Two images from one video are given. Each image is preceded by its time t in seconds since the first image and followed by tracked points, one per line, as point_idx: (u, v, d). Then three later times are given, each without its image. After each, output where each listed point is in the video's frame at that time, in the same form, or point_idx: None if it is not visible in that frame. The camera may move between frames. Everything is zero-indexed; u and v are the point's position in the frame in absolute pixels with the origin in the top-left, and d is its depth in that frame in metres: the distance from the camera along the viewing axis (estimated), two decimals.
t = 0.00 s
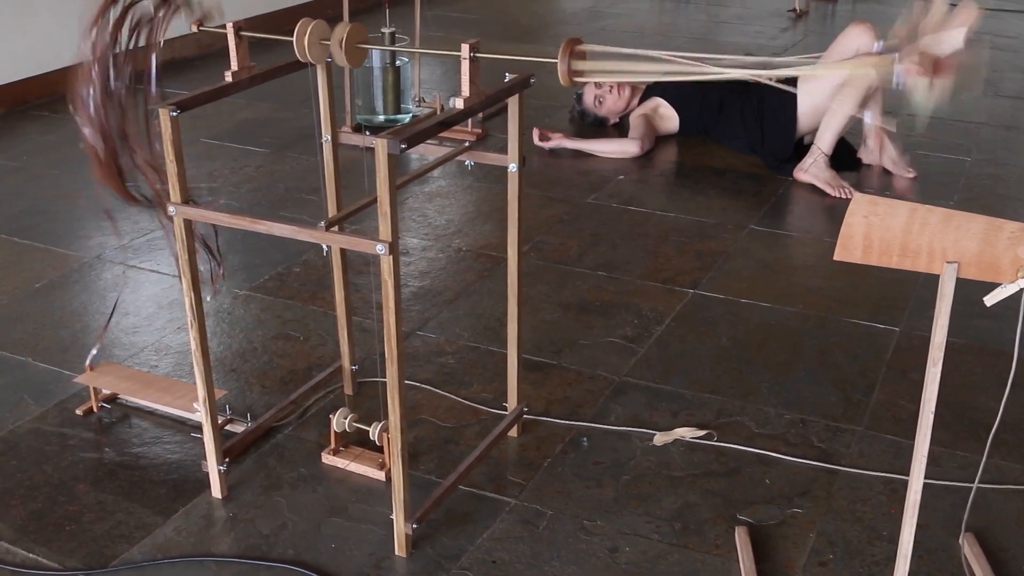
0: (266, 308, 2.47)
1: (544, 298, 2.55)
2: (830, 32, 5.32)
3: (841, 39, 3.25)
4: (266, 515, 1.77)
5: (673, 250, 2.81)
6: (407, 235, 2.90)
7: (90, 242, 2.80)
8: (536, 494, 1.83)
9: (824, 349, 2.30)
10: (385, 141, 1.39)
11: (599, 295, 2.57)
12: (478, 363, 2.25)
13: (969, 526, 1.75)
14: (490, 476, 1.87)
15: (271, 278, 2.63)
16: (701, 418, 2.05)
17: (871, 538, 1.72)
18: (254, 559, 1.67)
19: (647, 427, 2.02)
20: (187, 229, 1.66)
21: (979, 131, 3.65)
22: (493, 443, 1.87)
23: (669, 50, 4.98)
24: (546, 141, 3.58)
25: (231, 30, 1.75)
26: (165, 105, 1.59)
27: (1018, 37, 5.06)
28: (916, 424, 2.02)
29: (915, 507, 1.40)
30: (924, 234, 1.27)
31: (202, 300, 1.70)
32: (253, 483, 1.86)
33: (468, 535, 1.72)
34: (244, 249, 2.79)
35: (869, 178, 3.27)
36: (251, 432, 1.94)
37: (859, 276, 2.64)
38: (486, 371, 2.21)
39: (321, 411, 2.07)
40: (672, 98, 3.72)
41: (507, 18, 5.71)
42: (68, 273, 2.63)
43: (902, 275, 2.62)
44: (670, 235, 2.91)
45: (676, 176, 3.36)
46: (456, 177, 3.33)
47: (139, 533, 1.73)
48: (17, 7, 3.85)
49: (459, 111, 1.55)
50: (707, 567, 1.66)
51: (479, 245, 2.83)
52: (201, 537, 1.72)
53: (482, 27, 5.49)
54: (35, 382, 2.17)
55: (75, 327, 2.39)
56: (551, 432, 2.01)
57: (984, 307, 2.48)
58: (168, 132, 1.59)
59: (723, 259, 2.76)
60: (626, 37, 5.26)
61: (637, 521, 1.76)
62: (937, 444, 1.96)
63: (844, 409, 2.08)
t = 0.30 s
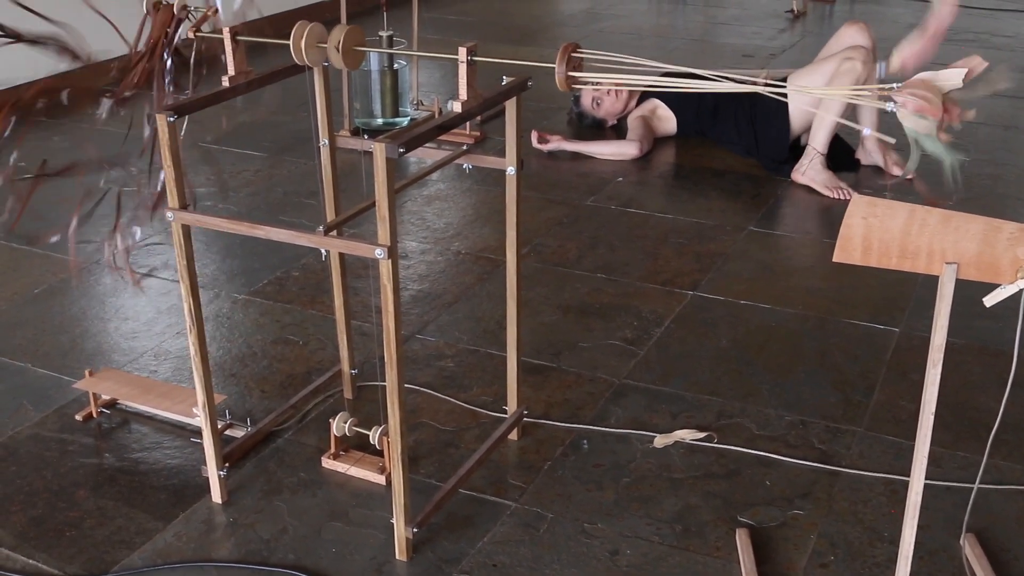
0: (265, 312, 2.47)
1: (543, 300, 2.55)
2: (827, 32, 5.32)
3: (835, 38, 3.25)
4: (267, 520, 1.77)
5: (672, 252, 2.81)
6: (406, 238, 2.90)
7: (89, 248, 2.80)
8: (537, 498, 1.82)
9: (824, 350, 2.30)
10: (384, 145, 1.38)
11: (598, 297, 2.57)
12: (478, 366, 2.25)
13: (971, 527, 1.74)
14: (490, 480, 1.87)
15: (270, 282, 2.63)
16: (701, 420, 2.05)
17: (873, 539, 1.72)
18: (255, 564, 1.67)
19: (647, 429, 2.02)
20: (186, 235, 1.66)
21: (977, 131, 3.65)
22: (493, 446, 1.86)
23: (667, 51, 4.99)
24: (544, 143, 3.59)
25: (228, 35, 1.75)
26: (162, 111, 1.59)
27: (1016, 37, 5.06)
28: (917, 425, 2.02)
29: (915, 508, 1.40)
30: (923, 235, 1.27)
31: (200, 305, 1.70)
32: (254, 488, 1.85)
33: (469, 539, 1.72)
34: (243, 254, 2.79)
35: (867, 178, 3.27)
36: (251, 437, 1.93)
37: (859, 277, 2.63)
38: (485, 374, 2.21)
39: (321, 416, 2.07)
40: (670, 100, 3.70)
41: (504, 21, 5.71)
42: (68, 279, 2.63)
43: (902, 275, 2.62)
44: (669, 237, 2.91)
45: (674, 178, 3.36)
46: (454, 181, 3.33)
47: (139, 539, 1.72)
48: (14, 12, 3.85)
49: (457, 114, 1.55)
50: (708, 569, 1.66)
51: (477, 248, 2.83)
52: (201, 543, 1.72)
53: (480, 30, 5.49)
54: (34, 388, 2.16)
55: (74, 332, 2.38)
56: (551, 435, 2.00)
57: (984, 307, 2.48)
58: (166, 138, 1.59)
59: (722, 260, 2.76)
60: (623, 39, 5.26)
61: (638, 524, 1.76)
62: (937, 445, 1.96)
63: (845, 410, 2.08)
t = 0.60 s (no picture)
0: (265, 316, 2.47)
1: (544, 303, 2.55)
2: (827, 35, 5.33)
3: (841, 41, 3.25)
4: (268, 523, 1.77)
5: (673, 255, 2.81)
6: (406, 242, 2.90)
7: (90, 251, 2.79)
8: (538, 501, 1.82)
9: (825, 353, 2.30)
10: (384, 149, 1.39)
11: (599, 300, 2.57)
12: (478, 369, 2.25)
13: (972, 529, 1.74)
14: (491, 483, 1.87)
15: (270, 285, 2.63)
16: (702, 423, 2.05)
17: (874, 542, 1.72)
18: (256, 567, 1.67)
19: (648, 433, 2.02)
20: (186, 239, 1.67)
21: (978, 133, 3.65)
22: (493, 450, 1.86)
23: (667, 54, 4.99)
24: (544, 146, 3.59)
25: (229, 38, 1.75)
26: (163, 114, 1.59)
27: (1016, 39, 5.06)
28: (918, 427, 2.02)
29: (918, 511, 1.40)
30: (924, 238, 1.28)
31: (201, 308, 1.70)
32: (254, 491, 1.85)
33: (470, 542, 1.72)
34: (243, 257, 2.79)
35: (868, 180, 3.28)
36: (251, 440, 1.93)
37: (859, 279, 2.64)
38: (486, 378, 2.21)
39: (321, 419, 2.07)
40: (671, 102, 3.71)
41: (504, 23, 5.72)
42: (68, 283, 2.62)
43: (903, 278, 2.62)
44: (670, 240, 2.91)
45: (674, 181, 3.36)
46: (455, 184, 3.33)
47: (139, 543, 1.72)
48: (15, 15, 3.86)
49: (457, 118, 1.55)
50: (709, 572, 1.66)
51: (478, 251, 2.83)
52: (202, 546, 1.72)
53: (479, 33, 5.49)
54: (34, 392, 2.16)
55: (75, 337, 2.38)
56: (552, 438, 2.00)
57: (985, 309, 2.47)
58: (167, 141, 1.59)
59: (723, 263, 2.76)
60: (623, 42, 5.27)
61: (639, 527, 1.76)
62: (938, 447, 1.96)
63: (846, 412, 2.08)
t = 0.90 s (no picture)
0: (265, 322, 2.47)
1: (543, 310, 2.55)
2: (826, 40, 5.34)
3: (841, 47, 3.26)
4: (268, 530, 1.77)
5: (672, 261, 2.81)
6: (406, 248, 2.91)
7: (89, 257, 2.80)
8: (538, 507, 1.82)
9: (825, 359, 2.30)
10: (384, 156, 1.39)
11: (598, 306, 2.57)
12: (478, 376, 2.25)
13: (972, 535, 1.74)
14: (491, 490, 1.87)
15: (270, 292, 2.63)
16: (702, 429, 2.05)
17: (874, 548, 1.72)
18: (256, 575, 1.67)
19: (648, 439, 2.02)
20: (186, 245, 1.67)
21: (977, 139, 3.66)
22: (494, 456, 1.87)
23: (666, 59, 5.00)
24: (544, 152, 3.59)
25: (230, 47, 1.75)
26: (164, 121, 1.59)
27: (1014, 43, 5.07)
28: (917, 433, 2.02)
29: (918, 517, 1.41)
30: (923, 244, 1.28)
31: (201, 316, 1.70)
32: (254, 498, 1.85)
33: (470, 549, 1.72)
34: (242, 264, 2.79)
35: (867, 185, 3.28)
36: (251, 447, 1.93)
37: (858, 285, 2.64)
38: (485, 384, 2.21)
39: (321, 426, 2.07)
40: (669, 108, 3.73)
41: (503, 29, 5.73)
42: (68, 289, 2.63)
43: (902, 283, 2.62)
44: (669, 246, 2.91)
45: (674, 187, 3.36)
46: (454, 190, 3.33)
47: (139, 550, 1.72)
48: (15, 21, 3.87)
49: (457, 125, 1.56)
50: None
51: (477, 257, 2.84)
52: (202, 553, 1.72)
53: (479, 39, 5.50)
54: (34, 399, 2.16)
55: (75, 343, 2.38)
56: (552, 444, 2.00)
57: (984, 315, 2.48)
58: (167, 148, 1.60)
59: (723, 269, 2.76)
60: (622, 47, 5.28)
61: (639, 533, 1.76)
62: (938, 453, 1.96)
63: (845, 418, 2.08)
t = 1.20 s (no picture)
0: (263, 328, 2.47)
1: (542, 315, 2.55)
2: (824, 45, 5.35)
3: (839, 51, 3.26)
4: (266, 536, 1.77)
5: (671, 266, 2.81)
6: (403, 253, 2.91)
7: (87, 263, 2.80)
8: (536, 512, 1.82)
9: (823, 363, 2.30)
10: (381, 161, 1.39)
11: (596, 311, 2.57)
12: (476, 381, 2.25)
13: (970, 540, 1.74)
14: (489, 495, 1.87)
15: (268, 297, 2.63)
16: (700, 434, 2.05)
17: (872, 553, 1.72)
18: None
19: (646, 444, 2.02)
20: (183, 251, 1.66)
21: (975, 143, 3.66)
22: (492, 461, 1.86)
23: (664, 64, 5.01)
24: (543, 157, 3.59)
25: (226, 52, 1.75)
26: (161, 127, 1.59)
27: (1011, 48, 5.08)
28: (915, 438, 2.02)
29: (916, 523, 1.46)
30: (920, 249, 1.28)
31: (199, 322, 1.70)
32: (252, 504, 1.85)
33: (467, 554, 1.72)
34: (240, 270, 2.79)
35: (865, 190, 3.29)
36: (249, 453, 1.93)
37: (856, 290, 2.64)
38: (483, 390, 2.21)
39: (319, 431, 2.06)
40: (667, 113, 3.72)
41: (501, 35, 5.73)
42: (66, 295, 2.63)
43: (900, 288, 2.62)
44: (667, 251, 2.91)
45: (672, 192, 3.37)
46: (452, 195, 3.33)
47: (137, 556, 1.72)
48: (13, 28, 3.87)
49: (454, 130, 1.56)
50: None
51: (475, 262, 2.84)
52: (200, 559, 1.71)
53: (477, 44, 5.51)
54: (32, 405, 2.16)
55: (72, 349, 2.38)
56: (550, 450, 2.00)
57: (982, 320, 2.48)
58: (164, 154, 1.60)
59: (721, 273, 2.76)
60: (620, 52, 5.29)
61: (637, 539, 1.76)
62: (936, 458, 1.96)
63: (844, 423, 2.08)
